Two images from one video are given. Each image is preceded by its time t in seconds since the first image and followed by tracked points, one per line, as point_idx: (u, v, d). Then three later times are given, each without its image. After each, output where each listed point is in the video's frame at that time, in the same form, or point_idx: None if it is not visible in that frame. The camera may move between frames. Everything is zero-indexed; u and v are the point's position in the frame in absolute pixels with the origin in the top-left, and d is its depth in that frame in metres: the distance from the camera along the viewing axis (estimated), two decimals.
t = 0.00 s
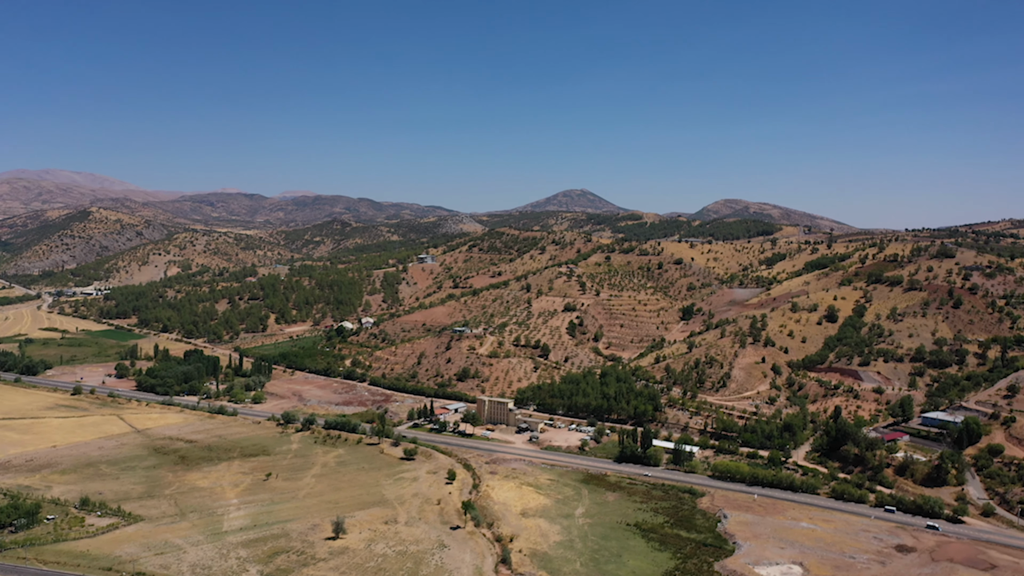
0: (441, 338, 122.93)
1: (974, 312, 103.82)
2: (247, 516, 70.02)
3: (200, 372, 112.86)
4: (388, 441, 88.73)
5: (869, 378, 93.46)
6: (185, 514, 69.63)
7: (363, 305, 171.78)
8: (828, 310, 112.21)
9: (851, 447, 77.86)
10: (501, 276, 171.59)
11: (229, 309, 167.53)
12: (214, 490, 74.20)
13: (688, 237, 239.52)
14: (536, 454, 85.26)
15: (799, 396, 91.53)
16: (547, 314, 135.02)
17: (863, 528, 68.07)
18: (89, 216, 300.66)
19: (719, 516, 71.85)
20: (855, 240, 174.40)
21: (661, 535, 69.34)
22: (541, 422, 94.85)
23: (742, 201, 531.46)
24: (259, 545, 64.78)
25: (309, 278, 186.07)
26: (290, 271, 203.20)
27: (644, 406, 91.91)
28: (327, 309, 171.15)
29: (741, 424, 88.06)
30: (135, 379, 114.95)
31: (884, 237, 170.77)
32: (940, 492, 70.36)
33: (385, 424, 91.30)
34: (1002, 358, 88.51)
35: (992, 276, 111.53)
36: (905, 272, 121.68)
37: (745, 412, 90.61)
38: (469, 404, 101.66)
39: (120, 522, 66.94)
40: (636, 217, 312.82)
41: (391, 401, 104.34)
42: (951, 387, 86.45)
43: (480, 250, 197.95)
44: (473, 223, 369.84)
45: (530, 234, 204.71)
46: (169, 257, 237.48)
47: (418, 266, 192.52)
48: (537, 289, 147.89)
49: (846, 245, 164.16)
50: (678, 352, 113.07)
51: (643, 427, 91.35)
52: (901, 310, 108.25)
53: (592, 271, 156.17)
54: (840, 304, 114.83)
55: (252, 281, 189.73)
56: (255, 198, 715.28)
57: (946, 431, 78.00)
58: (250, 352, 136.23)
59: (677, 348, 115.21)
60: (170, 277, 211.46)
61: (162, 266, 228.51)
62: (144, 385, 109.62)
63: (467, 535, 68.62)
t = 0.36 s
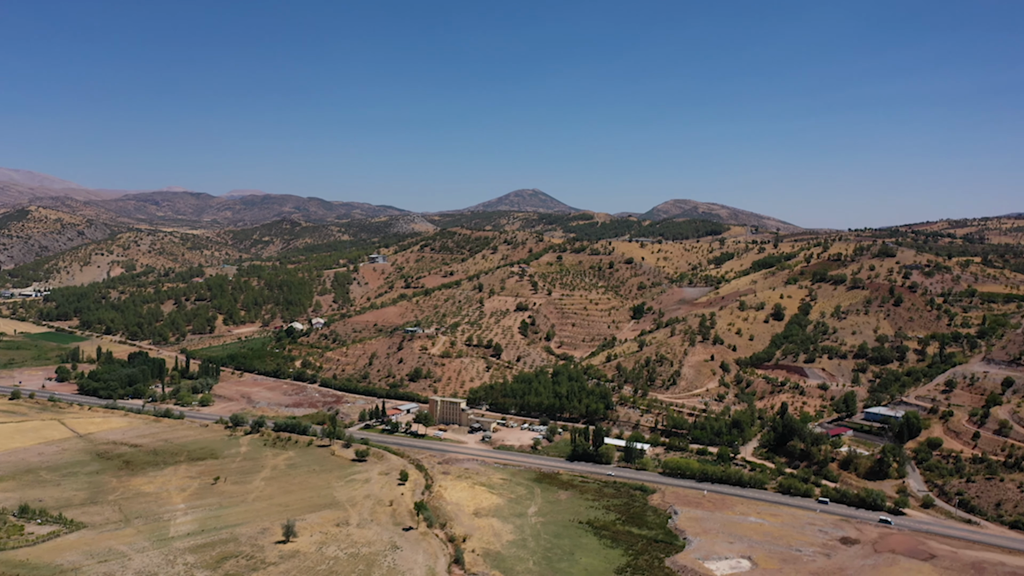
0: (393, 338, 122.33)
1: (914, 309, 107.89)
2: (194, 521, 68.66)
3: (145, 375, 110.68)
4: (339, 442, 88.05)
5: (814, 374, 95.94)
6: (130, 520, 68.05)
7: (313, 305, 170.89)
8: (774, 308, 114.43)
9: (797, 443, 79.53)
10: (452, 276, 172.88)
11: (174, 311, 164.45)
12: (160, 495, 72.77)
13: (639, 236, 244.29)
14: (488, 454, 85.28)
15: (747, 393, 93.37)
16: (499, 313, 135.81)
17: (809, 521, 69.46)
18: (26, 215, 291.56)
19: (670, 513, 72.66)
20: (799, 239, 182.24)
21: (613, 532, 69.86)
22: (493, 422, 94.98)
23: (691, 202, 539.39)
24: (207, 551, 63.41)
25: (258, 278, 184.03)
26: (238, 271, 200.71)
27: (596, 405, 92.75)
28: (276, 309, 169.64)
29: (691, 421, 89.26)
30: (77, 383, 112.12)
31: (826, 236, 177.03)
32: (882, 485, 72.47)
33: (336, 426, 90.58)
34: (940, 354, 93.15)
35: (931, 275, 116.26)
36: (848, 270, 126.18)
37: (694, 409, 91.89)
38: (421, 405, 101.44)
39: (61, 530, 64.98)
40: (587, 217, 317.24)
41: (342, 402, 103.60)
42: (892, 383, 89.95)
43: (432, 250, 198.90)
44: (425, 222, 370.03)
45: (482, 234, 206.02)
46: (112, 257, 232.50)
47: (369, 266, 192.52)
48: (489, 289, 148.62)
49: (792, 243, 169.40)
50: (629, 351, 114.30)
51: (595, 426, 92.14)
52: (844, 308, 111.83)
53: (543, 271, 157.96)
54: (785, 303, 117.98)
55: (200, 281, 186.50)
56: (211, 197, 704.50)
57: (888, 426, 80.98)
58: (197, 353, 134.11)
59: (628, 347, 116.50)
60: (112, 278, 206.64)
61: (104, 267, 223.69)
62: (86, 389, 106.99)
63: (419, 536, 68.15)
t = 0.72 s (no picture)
0: (338, 339, 121.22)
1: (851, 306, 111.66)
2: (134, 528, 66.91)
3: (81, 378, 107.79)
4: (285, 445, 87.06)
5: (757, 371, 98.32)
6: (66, 528, 66.01)
7: (257, 306, 169.26)
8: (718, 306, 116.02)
9: (740, 438, 81.18)
10: (399, 276, 173.90)
11: (113, 312, 160.25)
12: (98, 502, 70.88)
13: (585, 236, 248.31)
14: (437, 454, 85.18)
15: (693, 390, 95.00)
16: (446, 313, 136.20)
17: (752, 515, 70.83)
18: None
19: (617, 510, 73.34)
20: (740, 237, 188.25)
21: (560, 529, 70.31)
22: (441, 422, 94.95)
23: (638, 202, 546.16)
24: (147, 557, 61.78)
25: (200, 278, 180.81)
26: (179, 271, 196.99)
27: (544, 404, 93.46)
28: (219, 310, 166.87)
29: (637, 418, 90.42)
30: (8, 388, 108.39)
31: (767, 235, 182.36)
32: (822, 479, 74.47)
33: (282, 428, 89.57)
34: (876, 351, 96.88)
35: (867, 273, 120.67)
36: (788, 269, 129.81)
37: (641, 407, 93.20)
38: (368, 406, 101.05)
39: None
40: (534, 216, 320.09)
41: (287, 404, 102.48)
42: (831, 379, 92.98)
43: (378, 250, 199.09)
44: (371, 222, 369.92)
45: (429, 234, 206.74)
46: (46, 258, 225.37)
47: (315, 266, 191.48)
48: (436, 289, 148.99)
49: (734, 243, 174.04)
50: (576, 349, 115.37)
51: (543, 424, 92.63)
52: (785, 306, 114.94)
53: (491, 270, 159.31)
54: (728, 301, 119.76)
55: (138, 282, 181.93)
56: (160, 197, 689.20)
57: (827, 420, 83.42)
58: (136, 356, 131.17)
59: (575, 346, 117.52)
60: (45, 279, 200.22)
61: (38, 268, 216.70)
62: (18, 394, 103.51)
63: (366, 538, 67.24)
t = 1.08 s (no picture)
0: (283, 340, 119.78)
1: (790, 304, 114.51)
2: (70, 536, 64.77)
3: (12, 383, 104.31)
4: (227, 448, 85.71)
5: (700, 368, 100.54)
6: None
7: (198, 307, 166.56)
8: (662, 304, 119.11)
9: (685, 434, 82.57)
10: (344, 275, 174.36)
11: (46, 314, 155.10)
12: (31, 511, 68.55)
13: (531, 236, 252.56)
14: (383, 455, 84.80)
15: (638, 388, 96.41)
16: (392, 313, 136.62)
17: (696, 510, 71.93)
18: None
19: (564, 507, 73.80)
20: (685, 237, 192.26)
21: (508, 528, 70.47)
22: (387, 423, 94.55)
23: (583, 202, 549.13)
24: (83, 566, 59.83)
25: (138, 278, 176.68)
26: (116, 272, 192.12)
27: (490, 403, 93.87)
28: (158, 312, 162.97)
29: (584, 416, 91.36)
30: None
31: (711, 235, 186.32)
32: (763, 473, 76.18)
33: (224, 431, 88.19)
34: (815, 347, 100.09)
35: (805, 272, 123.23)
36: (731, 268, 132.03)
37: (587, 405, 94.33)
38: (313, 407, 100.41)
39: None
40: (480, 217, 321.22)
41: (230, 407, 100.98)
42: (772, 375, 95.53)
43: (322, 249, 198.62)
44: (315, 220, 367.97)
45: (375, 234, 207.61)
46: None
47: (258, 266, 189.20)
48: (382, 289, 149.89)
49: (678, 242, 177.79)
50: (523, 349, 116.36)
51: (490, 424, 92.92)
52: (727, 303, 117.72)
53: (437, 270, 160.78)
54: (672, 299, 121.53)
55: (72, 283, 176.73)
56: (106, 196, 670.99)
57: (768, 416, 85.44)
58: (71, 360, 127.55)
59: (522, 345, 118.70)
60: None
61: None
62: None
63: (312, 541, 66.34)
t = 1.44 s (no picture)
0: (222, 341, 117.80)
1: (729, 302, 118.47)
2: None
3: None
4: (164, 453, 83.99)
5: (642, 367, 102.64)
6: None
7: (133, 309, 162.96)
8: (605, 303, 121.03)
9: (627, 432, 83.87)
10: (285, 276, 173.35)
11: None
12: None
13: (475, 236, 255.31)
14: (326, 457, 84.11)
15: (581, 386, 97.56)
16: (334, 314, 136.94)
17: (639, 506, 72.89)
18: None
19: (508, 506, 74.02)
20: (627, 236, 196.83)
21: (452, 528, 70.41)
22: (330, 424, 93.80)
23: (527, 202, 545.94)
24: None
25: (69, 280, 171.11)
26: (45, 274, 185.51)
27: (435, 403, 93.94)
28: (91, 313, 160.14)
29: (528, 416, 92.11)
30: None
31: (653, 234, 190.56)
32: (704, 468, 77.67)
33: (161, 436, 86.41)
34: (754, 345, 103.09)
35: (744, 270, 127.74)
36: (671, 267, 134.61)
37: (531, 404, 95.24)
38: (253, 410, 99.40)
39: None
40: (424, 216, 322.36)
41: (167, 411, 99.05)
42: (712, 372, 97.98)
43: (262, 249, 195.91)
44: (255, 219, 363.11)
45: (316, 233, 206.37)
46: None
47: (196, 266, 184.97)
48: (324, 289, 149.17)
49: (620, 241, 181.69)
50: (467, 348, 116.87)
51: (434, 424, 93.00)
52: (669, 302, 120.56)
53: (381, 270, 161.08)
54: (615, 298, 123.68)
55: None
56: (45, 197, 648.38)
57: (708, 412, 87.54)
58: None
59: (466, 345, 119.42)
60: None
61: None
62: None
63: (252, 546, 65.22)
